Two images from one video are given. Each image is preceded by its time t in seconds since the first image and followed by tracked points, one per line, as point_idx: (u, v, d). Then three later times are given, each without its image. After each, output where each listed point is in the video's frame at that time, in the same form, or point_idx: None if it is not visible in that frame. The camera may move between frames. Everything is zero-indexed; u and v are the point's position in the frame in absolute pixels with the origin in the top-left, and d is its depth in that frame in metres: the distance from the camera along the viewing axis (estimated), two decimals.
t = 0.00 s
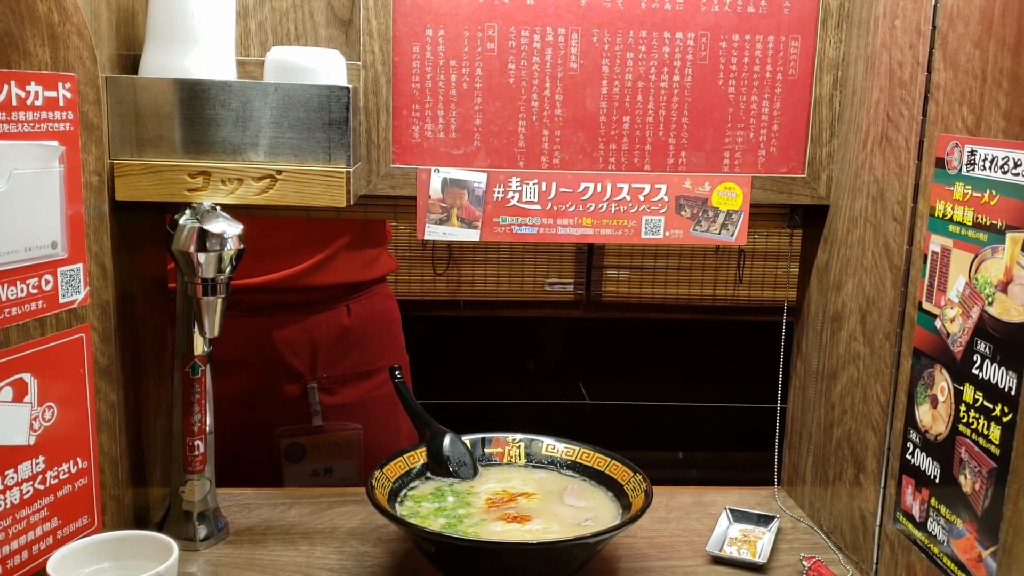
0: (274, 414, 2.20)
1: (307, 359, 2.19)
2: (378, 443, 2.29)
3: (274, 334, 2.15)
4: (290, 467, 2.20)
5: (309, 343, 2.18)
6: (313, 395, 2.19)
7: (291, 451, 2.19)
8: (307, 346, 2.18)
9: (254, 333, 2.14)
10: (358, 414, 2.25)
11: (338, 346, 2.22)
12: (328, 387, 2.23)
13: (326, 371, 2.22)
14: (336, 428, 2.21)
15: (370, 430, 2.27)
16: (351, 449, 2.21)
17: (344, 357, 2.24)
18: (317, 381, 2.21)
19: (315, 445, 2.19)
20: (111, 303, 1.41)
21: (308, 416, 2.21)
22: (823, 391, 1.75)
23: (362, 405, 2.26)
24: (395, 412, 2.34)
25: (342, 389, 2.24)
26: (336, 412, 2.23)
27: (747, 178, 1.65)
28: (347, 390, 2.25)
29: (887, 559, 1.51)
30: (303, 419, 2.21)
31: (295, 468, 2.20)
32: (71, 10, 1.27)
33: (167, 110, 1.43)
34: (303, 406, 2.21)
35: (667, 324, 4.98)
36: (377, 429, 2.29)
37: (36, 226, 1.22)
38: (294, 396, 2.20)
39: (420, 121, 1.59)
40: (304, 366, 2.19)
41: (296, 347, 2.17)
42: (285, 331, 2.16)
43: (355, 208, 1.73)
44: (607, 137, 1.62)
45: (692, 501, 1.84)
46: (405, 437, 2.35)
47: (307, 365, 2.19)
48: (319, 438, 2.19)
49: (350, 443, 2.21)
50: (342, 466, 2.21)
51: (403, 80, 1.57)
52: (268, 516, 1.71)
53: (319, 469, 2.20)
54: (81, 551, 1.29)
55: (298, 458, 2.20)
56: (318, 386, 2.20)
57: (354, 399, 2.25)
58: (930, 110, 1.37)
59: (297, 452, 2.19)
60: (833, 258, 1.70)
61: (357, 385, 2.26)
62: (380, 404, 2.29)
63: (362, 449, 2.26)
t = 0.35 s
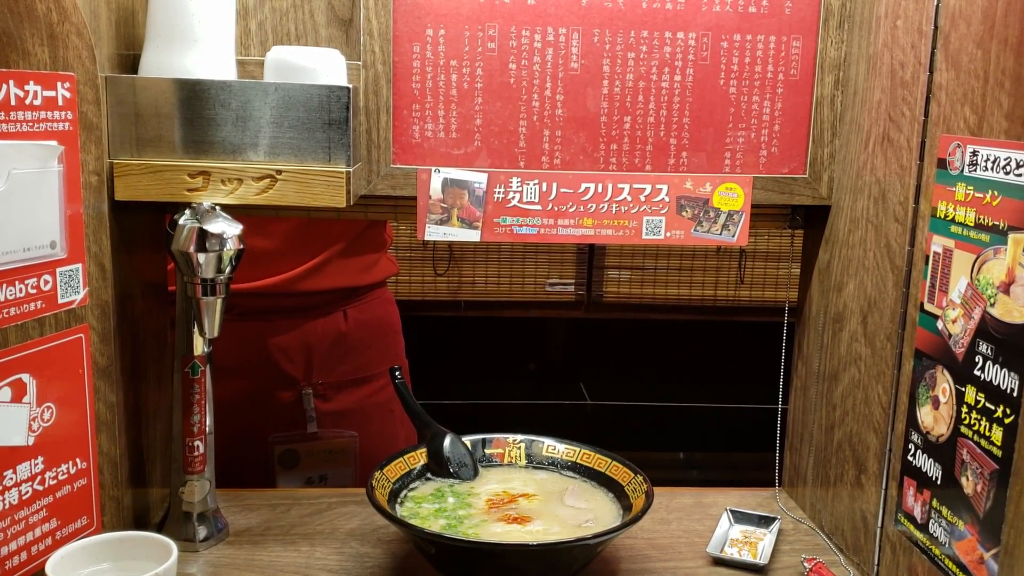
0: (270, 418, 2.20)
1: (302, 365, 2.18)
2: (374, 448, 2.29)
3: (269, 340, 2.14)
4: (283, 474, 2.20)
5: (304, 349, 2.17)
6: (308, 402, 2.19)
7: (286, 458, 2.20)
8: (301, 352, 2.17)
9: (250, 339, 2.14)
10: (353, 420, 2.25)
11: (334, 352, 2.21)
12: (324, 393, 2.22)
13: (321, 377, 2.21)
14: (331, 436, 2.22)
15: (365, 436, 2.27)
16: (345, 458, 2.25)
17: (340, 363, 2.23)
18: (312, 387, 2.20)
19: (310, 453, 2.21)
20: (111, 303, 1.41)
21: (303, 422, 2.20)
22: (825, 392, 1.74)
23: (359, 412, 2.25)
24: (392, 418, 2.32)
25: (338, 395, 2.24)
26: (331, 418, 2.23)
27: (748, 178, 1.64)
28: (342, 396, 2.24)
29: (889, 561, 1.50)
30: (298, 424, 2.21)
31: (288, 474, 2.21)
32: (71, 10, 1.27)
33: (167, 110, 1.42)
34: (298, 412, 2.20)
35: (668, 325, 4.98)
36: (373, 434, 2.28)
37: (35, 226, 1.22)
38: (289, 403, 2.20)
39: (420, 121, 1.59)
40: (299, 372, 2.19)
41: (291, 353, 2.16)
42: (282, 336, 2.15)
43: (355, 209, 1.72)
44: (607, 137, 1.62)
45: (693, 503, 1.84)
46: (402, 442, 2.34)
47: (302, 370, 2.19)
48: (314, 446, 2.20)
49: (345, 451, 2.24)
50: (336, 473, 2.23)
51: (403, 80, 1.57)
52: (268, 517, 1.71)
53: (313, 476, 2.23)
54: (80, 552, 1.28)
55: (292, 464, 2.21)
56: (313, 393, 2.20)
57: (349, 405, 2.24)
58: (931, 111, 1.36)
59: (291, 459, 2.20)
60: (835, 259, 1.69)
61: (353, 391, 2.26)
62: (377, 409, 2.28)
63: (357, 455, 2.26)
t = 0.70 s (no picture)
0: (267, 421, 2.20)
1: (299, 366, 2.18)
2: (371, 446, 2.30)
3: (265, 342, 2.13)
4: (283, 475, 2.19)
5: (298, 349, 2.17)
6: (306, 403, 2.18)
7: (286, 460, 2.18)
8: (297, 352, 2.17)
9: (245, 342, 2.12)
10: (350, 419, 2.26)
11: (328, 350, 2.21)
12: (320, 393, 2.22)
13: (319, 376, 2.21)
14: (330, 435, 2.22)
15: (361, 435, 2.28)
16: (344, 456, 2.26)
17: (335, 363, 2.23)
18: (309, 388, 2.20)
19: (309, 454, 2.20)
20: (107, 302, 1.40)
21: (301, 423, 2.20)
22: (824, 392, 1.74)
23: (355, 410, 2.26)
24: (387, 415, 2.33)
25: (335, 395, 2.23)
26: (329, 418, 2.23)
27: (748, 176, 1.63)
28: (339, 395, 2.24)
29: (888, 561, 1.50)
30: (295, 427, 2.20)
31: (288, 477, 2.19)
32: (66, 6, 1.26)
33: (164, 108, 1.42)
34: (296, 414, 2.20)
35: (668, 324, 4.98)
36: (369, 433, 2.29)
37: (29, 225, 1.21)
38: (285, 405, 2.19)
39: (419, 119, 1.58)
40: (296, 373, 2.18)
41: (286, 354, 2.15)
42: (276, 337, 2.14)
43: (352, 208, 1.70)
44: (606, 135, 1.61)
45: (692, 502, 1.84)
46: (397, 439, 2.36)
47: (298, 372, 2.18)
48: (314, 447, 2.20)
49: (344, 450, 2.25)
50: (336, 472, 2.24)
51: (401, 77, 1.56)
52: (266, 516, 1.70)
53: (314, 476, 2.22)
54: (76, 552, 1.28)
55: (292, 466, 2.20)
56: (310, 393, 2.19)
57: (346, 404, 2.24)
58: (932, 108, 1.36)
59: (291, 461, 2.19)
60: (834, 258, 1.69)
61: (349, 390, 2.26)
62: (371, 407, 2.29)
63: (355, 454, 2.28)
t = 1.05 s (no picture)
0: (243, 412, 2.18)
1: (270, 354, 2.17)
2: (348, 437, 2.29)
3: (234, 331, 2.13)
4: (257, 465, 2.14)
5: (269, 337, 2.16)
6: (280, 392, 2.17)
7: (258, 448, 2.14)
8: (267, 341, 2.16)
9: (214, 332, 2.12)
10: (326, 410, 2.25)
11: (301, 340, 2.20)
12: (295, 383, 2.21)
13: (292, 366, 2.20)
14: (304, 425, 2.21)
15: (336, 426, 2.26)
16: (319, 447, 2.21)
17: (310, 353, 2.22)
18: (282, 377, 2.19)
19: (283, 443, 2.16)
20: (101, 298, 1.39)
21: (275, 412, 2.19)
22: (822, 386, 1.74)
23: (329, 401, 2.25)
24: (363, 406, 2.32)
25: (309, 385, 2.23)
26: (305, 408, 2.22)
27: (746, 170, 1.63)
28: (316, 385, 2.24)
29: (886, 555, 1.49)
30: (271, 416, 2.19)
31: (261, 467, 2.14)
32: None
33: (158, 102, 1.41)
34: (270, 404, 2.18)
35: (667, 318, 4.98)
36: (345, 424, 2.28)
37: (23, 220, 1.20)
38: (260, 394, 2.18)
39: (415, 113, 1.57)
40: (269, 362, 2.17)
41: (260, 343, 2.15)
42: (248, 326, 2.14)
43: (349, 201, 1.68)
44: (604, 128, 1.60)
45: (690, 496, 1.84)
46: (376, 432, 2.34)
47: (272, 361, 2.17)
48: (287, 434, 2.17)
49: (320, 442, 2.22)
50: (309, 463, 2.18)
51: (397, 70, 1.55)
52: (262, 512, 1.70)
53: (286, 467, 2.16)
54: (71, 548, 1.27)
55: (266, 455, 2.14)
56: (284, 382, 2.19)
57: (322, 394, 2.23)
58: (931, 101, 1.35)
59: (263, 450, 2.14)
60: (833, 252, 1.68)
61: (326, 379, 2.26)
62: (348, 397, 2.29)
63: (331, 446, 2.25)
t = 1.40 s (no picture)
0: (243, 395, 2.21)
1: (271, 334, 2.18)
2: (352, 415, 2.30)
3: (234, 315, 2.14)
4: (262, 442, 2.18)
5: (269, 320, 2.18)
6: (285, 371, 2.20)
7: (263, 426, 2.18)
8: (267, 323, 2.17)
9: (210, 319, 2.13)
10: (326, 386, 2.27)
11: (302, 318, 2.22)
12: (298, 363, 2.23)
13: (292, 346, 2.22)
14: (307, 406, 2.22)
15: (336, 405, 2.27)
16: (323, 429, 2.21)
17: (310, 333, 2.25)
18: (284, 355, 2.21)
19: (288, 422, 2.19)
20: (97, 295, 1.39)
21: (280, 392, 2.21)
22: (821, 381, 1.73)
23: (333, 377, 2.28)
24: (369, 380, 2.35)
25: (312, 363, 2.25)
26: (308, 385, 2.24)
27: (743, 165, 1.62)
28: (317, 363, 2.26)
29: (885, 550, 1.49)
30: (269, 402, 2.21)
31: (266, 444, 2.18)
32: None
33: (154, 98, 1.40)
34: (274, 384, 2.21)
35: (667, 313, 4.98)
36: (347, 403, 2.29)
37: (17, 217, 1.19)
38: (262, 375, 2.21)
39: (412, 108, 1.56)
40: (271, 342, 2.19)
41: (260, 327, 2.17)
42: (245, 311, 2.15)
43: (345, 197, 1.68)
44: (601, 124, 1.60)
45: (689, 492, 1.83)
46: (379, 409, 2.35)
47: (274, 343, 2.19)
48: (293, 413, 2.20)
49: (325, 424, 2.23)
50: (313, 444, 2.19)
51: (393, 66, 1.54)
52: (260, 509, 1.69)
53: (290, 445, 2.18)
54: (66, 546, 1.27)
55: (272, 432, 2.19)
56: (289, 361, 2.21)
57: (324, 371, 2.26)
58: (928, 95, 1.35)
59: (268, 427, 2.19)
60: (831, 247, 1.68)
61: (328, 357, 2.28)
62: (351, 373, 2.31)
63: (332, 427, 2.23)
